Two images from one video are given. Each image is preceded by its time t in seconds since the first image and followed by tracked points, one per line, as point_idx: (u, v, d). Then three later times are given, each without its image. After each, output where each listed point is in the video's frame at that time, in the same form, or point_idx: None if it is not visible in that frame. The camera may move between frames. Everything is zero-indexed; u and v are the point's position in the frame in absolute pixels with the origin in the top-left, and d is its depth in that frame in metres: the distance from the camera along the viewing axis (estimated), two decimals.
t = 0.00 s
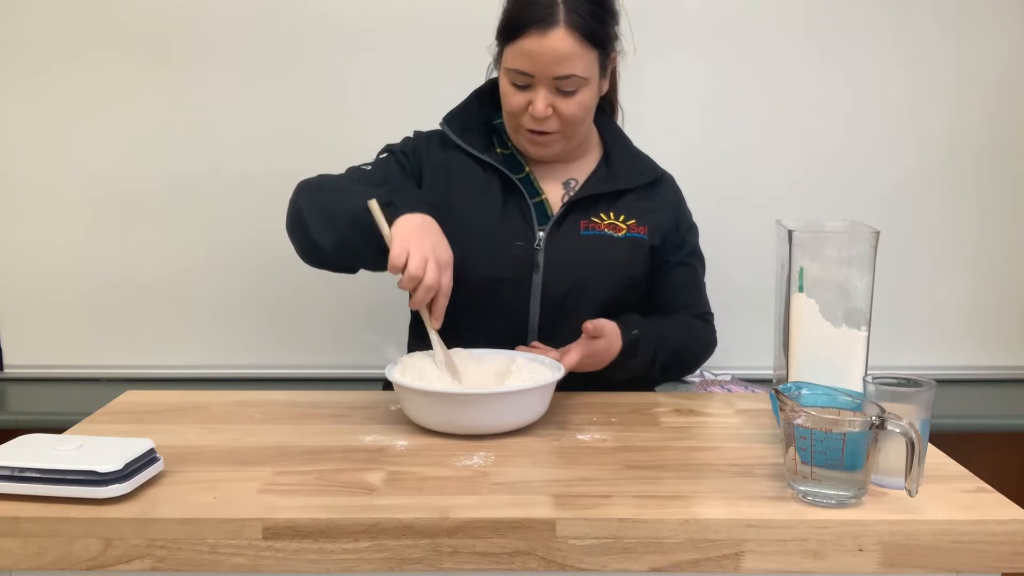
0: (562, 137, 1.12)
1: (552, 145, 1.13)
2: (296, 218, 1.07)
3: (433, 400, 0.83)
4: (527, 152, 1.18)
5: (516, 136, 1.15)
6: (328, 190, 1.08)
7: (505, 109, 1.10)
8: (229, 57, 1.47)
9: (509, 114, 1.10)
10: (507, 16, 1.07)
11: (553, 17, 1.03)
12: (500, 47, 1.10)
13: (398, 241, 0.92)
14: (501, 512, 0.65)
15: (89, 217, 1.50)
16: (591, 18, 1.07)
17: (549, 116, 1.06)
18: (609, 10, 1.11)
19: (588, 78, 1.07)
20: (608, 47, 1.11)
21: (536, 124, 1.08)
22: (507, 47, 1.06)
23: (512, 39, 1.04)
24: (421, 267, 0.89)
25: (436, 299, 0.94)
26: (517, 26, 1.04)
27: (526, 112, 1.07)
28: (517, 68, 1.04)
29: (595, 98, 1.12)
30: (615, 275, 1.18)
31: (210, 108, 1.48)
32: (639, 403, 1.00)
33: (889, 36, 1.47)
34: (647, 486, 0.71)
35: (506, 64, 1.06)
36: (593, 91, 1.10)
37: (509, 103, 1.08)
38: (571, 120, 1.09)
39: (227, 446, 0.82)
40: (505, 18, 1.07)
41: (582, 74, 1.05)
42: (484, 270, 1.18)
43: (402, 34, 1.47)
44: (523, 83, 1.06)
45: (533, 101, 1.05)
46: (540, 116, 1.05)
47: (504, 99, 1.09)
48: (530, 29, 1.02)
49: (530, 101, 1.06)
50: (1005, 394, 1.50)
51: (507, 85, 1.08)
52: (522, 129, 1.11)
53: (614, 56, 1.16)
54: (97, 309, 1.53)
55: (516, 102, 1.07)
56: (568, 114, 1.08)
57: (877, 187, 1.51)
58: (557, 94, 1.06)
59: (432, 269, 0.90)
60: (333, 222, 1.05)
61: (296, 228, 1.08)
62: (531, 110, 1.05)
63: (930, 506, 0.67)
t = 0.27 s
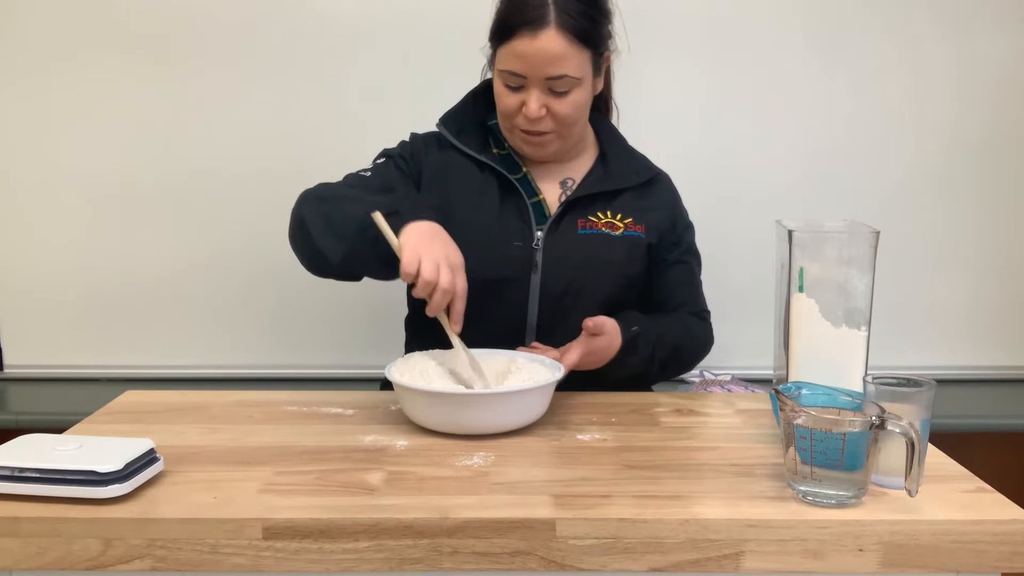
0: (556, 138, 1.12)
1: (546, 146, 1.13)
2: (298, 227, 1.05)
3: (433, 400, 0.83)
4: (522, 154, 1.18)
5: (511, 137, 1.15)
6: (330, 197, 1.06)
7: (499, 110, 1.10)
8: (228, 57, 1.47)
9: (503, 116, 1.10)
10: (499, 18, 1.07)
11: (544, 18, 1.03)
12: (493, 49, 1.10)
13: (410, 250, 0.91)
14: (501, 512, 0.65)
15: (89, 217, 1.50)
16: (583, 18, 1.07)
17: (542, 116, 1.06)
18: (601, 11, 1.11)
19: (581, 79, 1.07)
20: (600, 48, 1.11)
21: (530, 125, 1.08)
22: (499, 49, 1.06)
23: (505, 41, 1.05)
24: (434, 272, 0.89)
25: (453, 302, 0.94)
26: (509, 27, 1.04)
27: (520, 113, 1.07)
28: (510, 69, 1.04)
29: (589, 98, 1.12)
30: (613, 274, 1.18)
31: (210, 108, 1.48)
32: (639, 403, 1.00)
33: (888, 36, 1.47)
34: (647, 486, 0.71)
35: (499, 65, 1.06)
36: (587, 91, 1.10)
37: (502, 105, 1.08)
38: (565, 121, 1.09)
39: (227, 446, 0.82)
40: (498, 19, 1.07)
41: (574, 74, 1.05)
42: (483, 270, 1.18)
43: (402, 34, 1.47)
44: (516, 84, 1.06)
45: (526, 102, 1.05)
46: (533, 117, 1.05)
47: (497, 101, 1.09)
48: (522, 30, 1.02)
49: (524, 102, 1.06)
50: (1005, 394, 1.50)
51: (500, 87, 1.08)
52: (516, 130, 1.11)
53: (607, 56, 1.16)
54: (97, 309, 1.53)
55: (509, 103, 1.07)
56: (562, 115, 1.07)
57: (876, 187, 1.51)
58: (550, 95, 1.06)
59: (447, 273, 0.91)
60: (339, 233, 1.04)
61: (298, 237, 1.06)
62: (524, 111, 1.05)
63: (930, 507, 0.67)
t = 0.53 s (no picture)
0: (540, 136, 1.12)
1: (531, 144, 1.13)
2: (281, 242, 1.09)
3: (432, 400, 0.83)
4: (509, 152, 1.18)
5: (497, 136, 1.15)
6: (303, 205, 1.08)
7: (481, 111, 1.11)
8: (229, 57, 1.47)
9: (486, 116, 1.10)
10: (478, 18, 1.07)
11: (521, 16, 1.03)
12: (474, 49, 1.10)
13: (375, 255, 0.92)
14: (501, 512, 0.65)
15: (89, 217, 1.50)
16: (563, 15, 1.06)
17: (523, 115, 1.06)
18: (582, 6, 1.11)
19: (561, 75, 1.06)
20: (582, 43, 1.11)
21: (511, 124, 1.08)
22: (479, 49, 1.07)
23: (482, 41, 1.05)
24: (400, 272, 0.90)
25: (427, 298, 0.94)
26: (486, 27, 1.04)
27: (501, 112, 1.08)
28: (488, 69, 1.04)
29: (572, 94, 1.12)
30: (607, 272, 1.18)
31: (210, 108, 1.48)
32: (638, 403, 1.00)
33: (888, 37, 1.47)
34: (647, 486, 0.71)
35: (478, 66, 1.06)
36: (568, 88, 1.09)
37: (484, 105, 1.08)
38: (547, 118, 1.09)
39: (227, 446, 0.82)
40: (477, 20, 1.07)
41: (553, 71, 1.05)
42: (475, 270, 1.18)
43: (402, 35, 1.47)
44: (496, 84, 1.06)
45: (506, 101, 1.05)
46: (514, 116, 1.05)
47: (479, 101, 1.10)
48: (499, 29, 1.03)
49: (504, 102, 1.06)
50: (1005, 394, 1.50)
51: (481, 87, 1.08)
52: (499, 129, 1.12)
53: (591, 52, 1.16)
54: (97, 309, 1.53)
55: (490, 103, 1.07)
56: (543, 112, 1.08)
57: (877, 186, 1.51)
58: (530, 93, 1.07)
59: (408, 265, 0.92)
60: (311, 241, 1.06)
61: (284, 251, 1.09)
62: (505, 110, 1.06)
63: (930, 507, 0.67)
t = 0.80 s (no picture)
0: (518, 132, 1.12)
1: (511, 141, 1.14)
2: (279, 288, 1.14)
3: (432, 399, 0.83)
4: (491, 150, 1.19)
5: (477, 134, 1.16)
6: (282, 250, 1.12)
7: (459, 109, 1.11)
8: (229, 57, 1.47)
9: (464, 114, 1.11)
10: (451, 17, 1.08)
11: (492, 12, 1.04)
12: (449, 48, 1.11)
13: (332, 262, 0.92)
14: (501, 512, 0.65)
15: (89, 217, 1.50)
16: (534, 10, 1.06)
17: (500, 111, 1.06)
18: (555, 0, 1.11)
19: (535, 70, 1.07)
20: (556, 37, 1.11)
21: (489, 121, 1.08)
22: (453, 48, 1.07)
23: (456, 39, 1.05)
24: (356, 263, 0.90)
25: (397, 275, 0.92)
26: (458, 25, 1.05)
27: (478, 110, 1.08)
28: (463, 66, 1.05)
29: (549, 89, 1.12)
30: (593, 267, 1.19)
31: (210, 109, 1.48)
32: (638, 403, 1.00)
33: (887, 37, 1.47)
34: (646, 486, 0.71)
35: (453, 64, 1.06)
36: (544, 82, 1.09)
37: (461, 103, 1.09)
38: (524, 114, 1.09)
39: (227, 446, 0.82)
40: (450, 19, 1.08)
41: (527, 66, 1.05)
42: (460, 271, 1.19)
43: (401, 34, 1.47)
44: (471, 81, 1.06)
45: (483, 98, 1.06)
46: (491, 113, 1.05)
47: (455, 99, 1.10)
48: (471, 27, 1.03)
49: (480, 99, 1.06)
50: (1005, 394, 1.50)
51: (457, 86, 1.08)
52: (479, 127, 1.12)
53: (566, 47, 1.16)
54: (97, 309, 1.53)
55: (467, 101, 1.08)
56: (520, 108, 1.08)
57: (877, 186, 1.51)
58: (506, 89, 1.07)
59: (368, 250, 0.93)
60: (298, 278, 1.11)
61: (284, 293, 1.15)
62: (482, 107, 1.06)
63: (930, 507, 0.67)
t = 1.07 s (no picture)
0: (500, 126, 1.15)
1: (492, 137, 1.16)
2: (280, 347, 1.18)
3: (432, 399, 0.83)
4: (470, 150, 1.21)
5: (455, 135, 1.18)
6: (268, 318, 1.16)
7: (440, 108, 1.14)
8: (230, 57, 1.46)
9: (446, 111, 1.13)
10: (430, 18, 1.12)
11: (474, 6, 1.09)
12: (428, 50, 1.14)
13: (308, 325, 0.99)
14: (501, 512, 0.65)
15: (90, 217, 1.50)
16: (512, 6, 1.12)
17: (485, 103, 1.09)
18: None
19: (516, 63, 1.11)
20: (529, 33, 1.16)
21: (473, 114, 1.11)
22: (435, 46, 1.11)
23: (439, 35, 1.09)
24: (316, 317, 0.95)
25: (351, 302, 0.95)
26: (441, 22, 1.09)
27: (461, 104, 1.11)
28: (447, 61, 1.09)
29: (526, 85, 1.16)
30: (573, 261, 1.21)
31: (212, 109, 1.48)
32: (638, 403, 1.00)
33: (889, 37, 1.47)
34: (646, 486, 0.71)
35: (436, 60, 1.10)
36: (523, 77, 1.14)
37: (444, 99, 1.11)
38: (506, 106, 1.12)
39: (227, 446, 0.82)
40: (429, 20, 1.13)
41: (509, 57, 1.09)
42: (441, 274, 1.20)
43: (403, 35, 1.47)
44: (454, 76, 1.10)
45: (467, 91, 1.09)
46: (476, 104, 1.08)
47: (438, 97, 1.12)
48: (455, 22, 1.08)
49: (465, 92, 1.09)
50: (1005, 395, 1.50)
51: (439, 82, 1.11)
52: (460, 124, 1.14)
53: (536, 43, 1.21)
54: (97, 310, 1.53)
55: (450, 96, 1.10)
56: (503, 100, 1.11)
57: (878, 186, 1.51)
58: (489, 82, 1.10)
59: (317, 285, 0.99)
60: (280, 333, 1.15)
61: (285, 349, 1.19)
62: (466, 100, 1.09)
63: (930, 506, 0.67)
